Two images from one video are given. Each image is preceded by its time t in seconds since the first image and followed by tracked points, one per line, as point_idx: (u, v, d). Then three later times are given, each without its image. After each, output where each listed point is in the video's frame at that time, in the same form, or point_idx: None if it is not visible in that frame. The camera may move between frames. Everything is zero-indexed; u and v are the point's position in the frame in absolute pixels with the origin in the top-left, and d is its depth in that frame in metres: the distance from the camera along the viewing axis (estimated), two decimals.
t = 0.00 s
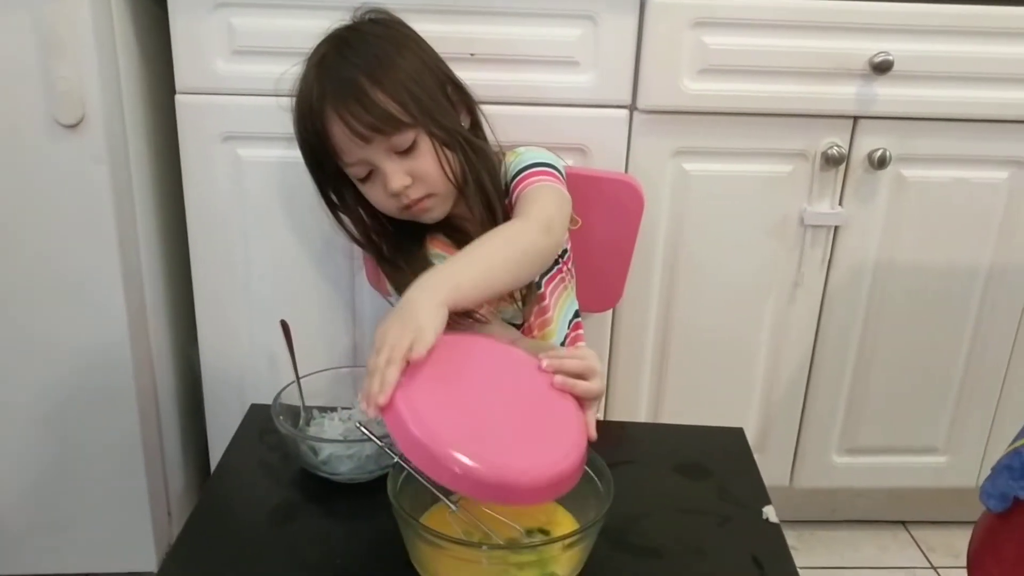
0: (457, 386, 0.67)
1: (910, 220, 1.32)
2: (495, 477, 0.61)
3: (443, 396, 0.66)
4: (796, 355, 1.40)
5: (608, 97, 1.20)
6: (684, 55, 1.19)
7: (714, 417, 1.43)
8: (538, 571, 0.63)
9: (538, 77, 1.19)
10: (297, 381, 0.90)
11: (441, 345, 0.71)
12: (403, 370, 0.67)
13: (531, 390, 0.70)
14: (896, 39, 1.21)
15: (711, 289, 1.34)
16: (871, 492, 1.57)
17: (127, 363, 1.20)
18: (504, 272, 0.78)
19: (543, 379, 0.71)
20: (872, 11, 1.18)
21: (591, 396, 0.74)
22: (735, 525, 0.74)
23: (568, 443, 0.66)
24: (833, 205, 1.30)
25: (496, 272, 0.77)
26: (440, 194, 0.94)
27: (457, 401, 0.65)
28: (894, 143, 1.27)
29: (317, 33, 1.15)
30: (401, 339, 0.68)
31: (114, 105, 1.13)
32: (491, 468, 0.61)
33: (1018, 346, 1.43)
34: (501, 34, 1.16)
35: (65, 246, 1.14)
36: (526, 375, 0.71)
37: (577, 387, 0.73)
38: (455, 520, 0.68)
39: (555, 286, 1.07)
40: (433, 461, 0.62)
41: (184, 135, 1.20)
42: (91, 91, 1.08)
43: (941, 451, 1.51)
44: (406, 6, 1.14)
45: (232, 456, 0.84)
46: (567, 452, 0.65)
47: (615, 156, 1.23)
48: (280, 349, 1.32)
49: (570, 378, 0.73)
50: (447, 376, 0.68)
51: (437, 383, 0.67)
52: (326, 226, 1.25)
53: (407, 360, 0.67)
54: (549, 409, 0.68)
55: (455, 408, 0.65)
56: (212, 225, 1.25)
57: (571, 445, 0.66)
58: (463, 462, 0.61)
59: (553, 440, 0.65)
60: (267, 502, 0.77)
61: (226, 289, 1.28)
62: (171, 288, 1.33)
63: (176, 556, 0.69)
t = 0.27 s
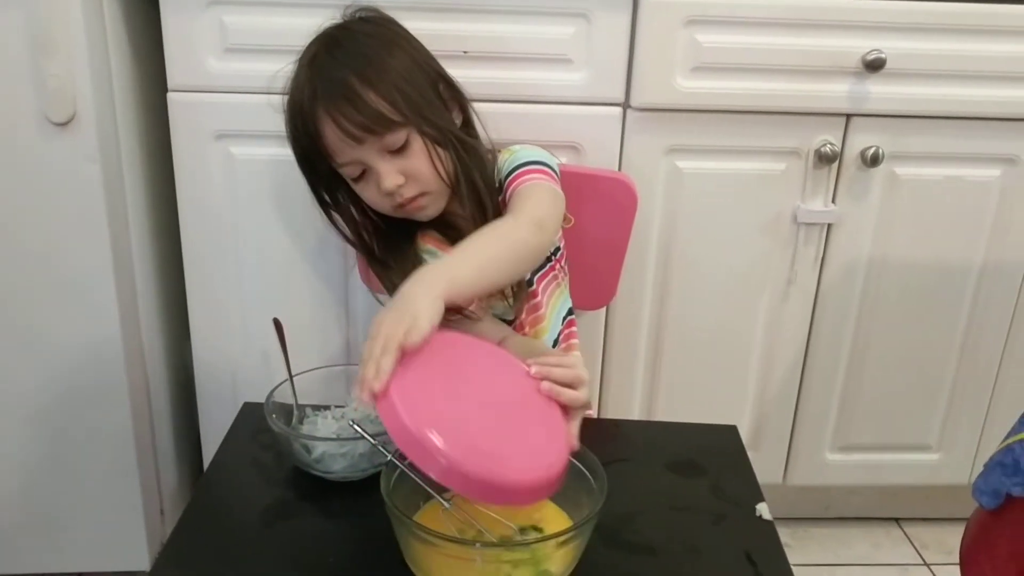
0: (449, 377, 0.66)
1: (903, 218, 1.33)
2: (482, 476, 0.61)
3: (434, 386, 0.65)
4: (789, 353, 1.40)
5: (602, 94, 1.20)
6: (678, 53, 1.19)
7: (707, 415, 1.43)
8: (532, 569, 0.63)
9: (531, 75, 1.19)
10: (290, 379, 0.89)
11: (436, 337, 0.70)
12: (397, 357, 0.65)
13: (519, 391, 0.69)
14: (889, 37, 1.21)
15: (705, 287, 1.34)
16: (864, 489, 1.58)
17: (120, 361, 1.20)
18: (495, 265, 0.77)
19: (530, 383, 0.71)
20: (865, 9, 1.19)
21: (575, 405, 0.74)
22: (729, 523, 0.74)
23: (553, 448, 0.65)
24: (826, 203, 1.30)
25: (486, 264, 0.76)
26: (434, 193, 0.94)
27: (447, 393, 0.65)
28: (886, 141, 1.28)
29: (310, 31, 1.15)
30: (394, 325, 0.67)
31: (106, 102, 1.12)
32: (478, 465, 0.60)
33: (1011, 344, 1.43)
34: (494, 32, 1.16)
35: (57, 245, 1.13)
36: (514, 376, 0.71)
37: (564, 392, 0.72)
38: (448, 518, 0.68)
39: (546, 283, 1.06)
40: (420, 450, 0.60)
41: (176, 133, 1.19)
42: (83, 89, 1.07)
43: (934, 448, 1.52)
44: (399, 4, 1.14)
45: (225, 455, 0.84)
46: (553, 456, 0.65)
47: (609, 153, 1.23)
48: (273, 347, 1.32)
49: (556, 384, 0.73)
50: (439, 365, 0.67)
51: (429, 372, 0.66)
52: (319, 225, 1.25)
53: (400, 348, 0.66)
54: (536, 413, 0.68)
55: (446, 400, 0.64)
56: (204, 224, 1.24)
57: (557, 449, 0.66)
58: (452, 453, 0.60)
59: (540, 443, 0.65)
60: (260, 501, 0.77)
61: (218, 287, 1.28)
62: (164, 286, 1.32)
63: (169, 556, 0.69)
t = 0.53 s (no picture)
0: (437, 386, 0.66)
1: (905, 212, 1.32)
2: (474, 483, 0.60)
3: (419, 399, 0.65)
4: (791, 347, 1.40)
5: (602, 89, 1.20)
6: (679, 48, 1.19)
7: (709, 410, 1.43)
8: (536, 564, 0.63)
9: (532, 70, 1.19)
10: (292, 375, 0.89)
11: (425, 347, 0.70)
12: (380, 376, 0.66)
13: (511, 393, 0.69)
14: (890, 30, 1.21)
15: (706, 282, 1.34)
16: (865, 484, 1.58)
17: (121, 358, 1.20)
18: (484, 274, 0.78)
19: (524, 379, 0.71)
20: (866, 3, 1.18)
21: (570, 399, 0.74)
22: (731, 518, 0.74)
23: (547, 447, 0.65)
24: (828, 197, 1.30)
25: (477, 274, 0.77)
26: (429, 198, 0.94)
27: (434, 404, 0.65)
28: (888, 135, 1.27)
29: (310, 27, 1.15)
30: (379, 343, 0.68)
31: (106, 98, 1.12)
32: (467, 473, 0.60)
33: (1012, 338, 1.43)
34: (494, 27, 1.16)
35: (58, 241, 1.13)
36: (506, 377, 0.70)
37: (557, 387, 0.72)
38: (450, 513, 0.68)
39: (547, 284, 1.07)
40: (408, 464, 0.61)
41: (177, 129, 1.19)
42: (83, 86, 1.07)
43: (935, 443, 1.52)
44: None
45: (226, 451, 0.84)
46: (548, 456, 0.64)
47: (610, 148, 1.23)
48: (274, 344, 1.32)
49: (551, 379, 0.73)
50: (425, 379, 0.67)
51: (414, 386, 0.66)
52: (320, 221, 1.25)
53: (385, 365, 0.66)
54: (529, 413, 0.68)
55: (432, 412, 0.64)
56: (205, 221, 1.24)
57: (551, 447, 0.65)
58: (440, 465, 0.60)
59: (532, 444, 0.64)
60: (262, 497, 0.77)
61: (219, 284, 1.28)
62: (165, 282, 1.32)
63: (172, 552, 0.69)
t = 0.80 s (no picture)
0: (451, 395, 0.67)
1: (908, 210, 1.32)
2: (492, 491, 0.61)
3: (434, 408, 0.65)
4: (794, 346, 1.40)
5: (605, 88, 1.20)
6: (681, 46, 1.19)
7: (712, 409, 1.43)
8: (539, 561, 0.64)
9: (534, 69, 1.19)
10: (296, 373, 0.89)
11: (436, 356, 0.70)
12: (396, 386, 0.66)
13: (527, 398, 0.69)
14: (893, 28, 1.21)
15: (709, 280, 1.34)
16: (869, 482, 1.58)
17: (125, 357, 1.20)
18: (492, 274, 0.77)
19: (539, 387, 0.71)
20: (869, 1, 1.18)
21: (590, 403, 0.73)
22: (735, 516, 0.74)
23: (563, 449, 0.66)
24: (830, 196, 1.30)
25: (483, 275, 0.76)
26: (433, 204, 0.94)
27: (448, 411, 0.65)
28: (891, 133, 1.27)
29: (313, 26, 1.15)
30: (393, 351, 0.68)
31: (111, 98, 1.12)
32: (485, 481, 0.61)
33: (1016, 336, 1.43)
34: (497, 26, 1.16)
35: (62, 241, 1.13)
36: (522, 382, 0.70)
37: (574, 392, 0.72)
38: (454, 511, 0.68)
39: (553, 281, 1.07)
40: (426, 478, 0.61)
41: (181, 129, 1.19)
42: (87, 85, 1.07)
43: (938, 441, 1.52)
44: None
45: (231, 449, 0.84)
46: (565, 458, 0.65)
47: (612, 147, 1.23)
48: (278, 342, 1.32)
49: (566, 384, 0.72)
50: (436, 386, 0.67)
51: (428, 395, 0.66)
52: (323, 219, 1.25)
53: (397, 375, 0.66)
54: (544, 416, 0.68)
55: (446, 420, 0.64)
56: (209, 220, 1.24)
57: (568, 451, 0.66)
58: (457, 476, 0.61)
59: (547, 448, 0.65)
60: (266, 495, 0.77)
61: (223, 283, 1.28)
62: (169, 281, 1.33)
63: (178, 551, 0.70)
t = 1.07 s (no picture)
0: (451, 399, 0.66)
1: (910, 212, 1.33)
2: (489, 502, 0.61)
3: (433, 414, 0.65)
4: (796, 347, 1.40)
5: (608, 90, 1.20)
6: (683, 48, 1.19)
7: (714, 410, 1.44)
8: (541, 562, 0.64)
9: (537, 72, 1.19)
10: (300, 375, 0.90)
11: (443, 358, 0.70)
12: (397, 395, 0.66)
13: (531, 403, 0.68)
14: (894, 31, 1.21)
15: (711, 282, 1.34)
16: (871, 483, 1.58)
17: (129, 359, 1.21)
18: (496, 282, 0.77)
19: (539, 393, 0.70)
20: (870, 3, 1.18)
21: (590, 412, 0.73)
22: (736, 517, 0.74)
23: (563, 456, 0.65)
24: (832, 197, 1.30)
25: (490, 284, 0.76)
26: (440, 211, 0.95)
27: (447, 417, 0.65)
28: (892, 135, 1.28)
29: (316, 29, 1.15)
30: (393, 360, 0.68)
31: (115, 101, 1.13)
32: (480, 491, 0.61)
33: (1018, 338, 1.43)
34: (500, 29, 1.16)
35: (66, 242, 1.14)
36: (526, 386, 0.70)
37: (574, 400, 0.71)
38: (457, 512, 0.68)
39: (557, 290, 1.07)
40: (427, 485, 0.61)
41: (184, 131, 1.20)
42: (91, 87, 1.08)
43: (940, 442, 1.52)
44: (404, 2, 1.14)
45: (234, 451, 0.84)
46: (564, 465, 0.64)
47: (614, 149, 1.23)
48: (281, 344, 1.33)
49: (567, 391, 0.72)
50: (440, 391, 0.67)
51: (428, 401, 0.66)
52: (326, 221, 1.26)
53: (401, 382, 0.66)
54: (544, 421, 0.67)
55: (445, 426, 0.64)
56: (212, 222, 1.25)
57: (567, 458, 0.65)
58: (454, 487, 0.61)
59: (547, 452, 0.64)
60: (270, 497, 0.78)
61: (226, 285, 1.28)
62: (172, 283, 1.33)
63: (182, 550, 0.70)
